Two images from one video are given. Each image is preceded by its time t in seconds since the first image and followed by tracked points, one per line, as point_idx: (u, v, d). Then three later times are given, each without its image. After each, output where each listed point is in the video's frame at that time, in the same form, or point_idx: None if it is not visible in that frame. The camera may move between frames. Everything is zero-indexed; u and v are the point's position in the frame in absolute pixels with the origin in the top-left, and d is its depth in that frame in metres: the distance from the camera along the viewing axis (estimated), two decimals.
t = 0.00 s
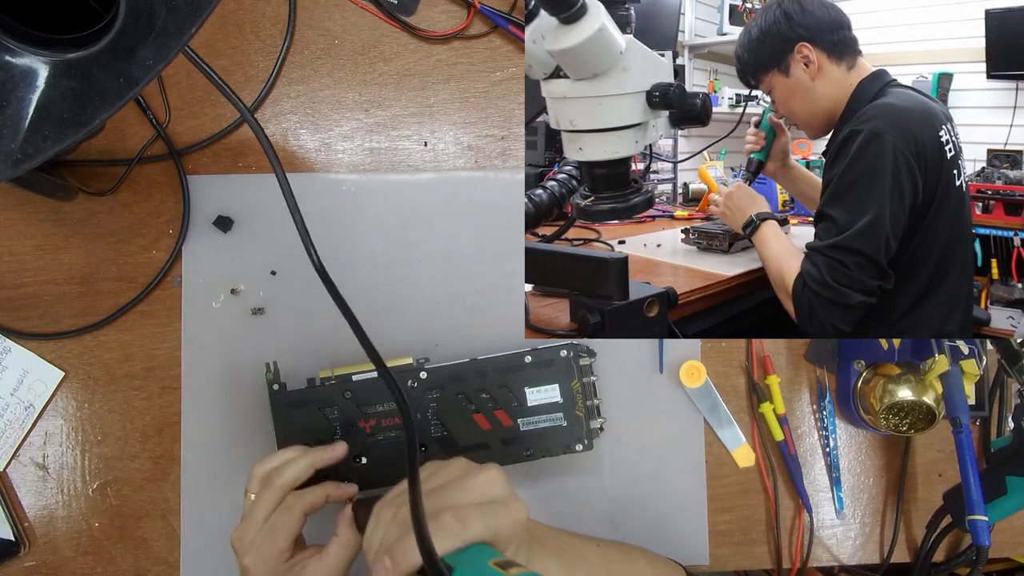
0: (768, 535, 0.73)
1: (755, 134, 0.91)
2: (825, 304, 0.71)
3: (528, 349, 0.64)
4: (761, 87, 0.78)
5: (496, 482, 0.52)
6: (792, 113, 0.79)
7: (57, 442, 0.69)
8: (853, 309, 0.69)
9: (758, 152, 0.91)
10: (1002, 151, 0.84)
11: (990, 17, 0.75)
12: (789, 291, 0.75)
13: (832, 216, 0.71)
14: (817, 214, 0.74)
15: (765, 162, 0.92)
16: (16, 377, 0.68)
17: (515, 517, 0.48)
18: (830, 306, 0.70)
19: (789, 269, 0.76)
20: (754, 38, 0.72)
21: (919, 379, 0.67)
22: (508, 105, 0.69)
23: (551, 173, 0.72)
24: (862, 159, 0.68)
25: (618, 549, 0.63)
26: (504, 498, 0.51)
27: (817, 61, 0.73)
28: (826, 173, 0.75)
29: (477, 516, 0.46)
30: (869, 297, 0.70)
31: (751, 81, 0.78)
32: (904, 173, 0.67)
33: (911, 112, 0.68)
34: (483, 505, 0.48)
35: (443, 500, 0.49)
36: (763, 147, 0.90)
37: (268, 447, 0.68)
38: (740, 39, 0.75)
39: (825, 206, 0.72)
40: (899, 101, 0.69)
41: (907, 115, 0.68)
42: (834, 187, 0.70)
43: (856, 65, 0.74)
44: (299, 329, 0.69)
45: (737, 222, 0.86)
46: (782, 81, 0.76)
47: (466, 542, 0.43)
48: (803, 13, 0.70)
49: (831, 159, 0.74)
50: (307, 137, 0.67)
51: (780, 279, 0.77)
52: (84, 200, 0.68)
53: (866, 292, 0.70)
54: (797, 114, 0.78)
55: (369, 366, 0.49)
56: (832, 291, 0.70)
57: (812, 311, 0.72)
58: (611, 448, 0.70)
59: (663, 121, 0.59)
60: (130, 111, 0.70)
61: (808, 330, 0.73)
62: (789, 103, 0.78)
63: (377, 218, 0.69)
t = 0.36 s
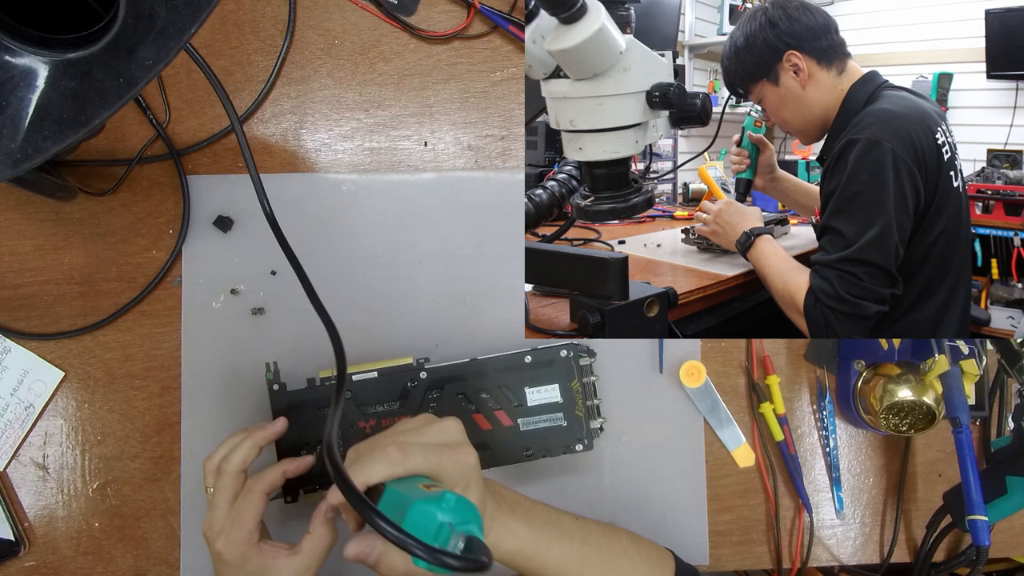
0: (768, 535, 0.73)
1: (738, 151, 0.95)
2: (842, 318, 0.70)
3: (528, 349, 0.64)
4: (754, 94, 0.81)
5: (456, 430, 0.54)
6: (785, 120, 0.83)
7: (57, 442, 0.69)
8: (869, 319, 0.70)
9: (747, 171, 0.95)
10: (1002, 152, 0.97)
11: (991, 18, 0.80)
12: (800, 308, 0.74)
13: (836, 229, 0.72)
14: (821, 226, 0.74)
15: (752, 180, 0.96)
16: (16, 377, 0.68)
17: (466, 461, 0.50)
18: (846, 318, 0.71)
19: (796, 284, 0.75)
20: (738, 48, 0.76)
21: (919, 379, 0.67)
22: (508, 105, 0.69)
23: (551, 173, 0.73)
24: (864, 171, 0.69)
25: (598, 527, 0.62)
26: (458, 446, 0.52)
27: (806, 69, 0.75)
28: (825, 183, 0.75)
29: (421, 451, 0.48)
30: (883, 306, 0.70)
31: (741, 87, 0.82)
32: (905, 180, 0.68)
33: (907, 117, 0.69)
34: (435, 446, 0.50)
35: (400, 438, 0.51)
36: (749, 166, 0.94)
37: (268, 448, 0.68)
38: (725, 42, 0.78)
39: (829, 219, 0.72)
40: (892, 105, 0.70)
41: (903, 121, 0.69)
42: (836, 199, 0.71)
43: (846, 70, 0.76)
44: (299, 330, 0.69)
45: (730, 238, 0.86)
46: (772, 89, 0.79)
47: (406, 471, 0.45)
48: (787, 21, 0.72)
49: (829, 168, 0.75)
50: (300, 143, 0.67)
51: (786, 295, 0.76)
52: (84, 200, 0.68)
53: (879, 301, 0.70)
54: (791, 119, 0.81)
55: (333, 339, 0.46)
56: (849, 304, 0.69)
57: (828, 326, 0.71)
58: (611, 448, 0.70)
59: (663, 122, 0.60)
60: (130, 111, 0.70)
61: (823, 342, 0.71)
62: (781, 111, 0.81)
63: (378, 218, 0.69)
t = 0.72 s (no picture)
0: (768, 535, 0.73)
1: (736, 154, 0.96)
2: (839, 323, 0.70)
3: (528, 349, 0.64)
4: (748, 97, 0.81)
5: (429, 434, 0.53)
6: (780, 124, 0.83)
7: (57, 442, 0.69)
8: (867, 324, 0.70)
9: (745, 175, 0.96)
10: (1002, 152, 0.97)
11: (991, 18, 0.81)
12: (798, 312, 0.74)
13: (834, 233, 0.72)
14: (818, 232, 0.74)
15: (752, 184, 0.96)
16: (16, 377, 0.68)
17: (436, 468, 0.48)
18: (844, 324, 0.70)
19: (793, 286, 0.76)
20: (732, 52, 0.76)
21: (919, 379, 0.67)
22: (508, 105, 0.69)
23: (551, 173, 0.73)
24: (861, 176, 0.69)
25: (593, 522, 0.61)
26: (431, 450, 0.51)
27: (801, 72, 0.75)
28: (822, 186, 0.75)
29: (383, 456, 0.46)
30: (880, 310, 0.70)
31: (738, 92, 0.81)
32: (903, 184, 0.68)
33: (903, 119, 0.69)
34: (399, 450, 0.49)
35: (367, 444, 0.50)
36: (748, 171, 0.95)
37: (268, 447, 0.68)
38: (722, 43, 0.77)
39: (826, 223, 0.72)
40: (888, 108, 0.70)
41: (900, 124, 0.69)
42: (833, 205, 0.71)
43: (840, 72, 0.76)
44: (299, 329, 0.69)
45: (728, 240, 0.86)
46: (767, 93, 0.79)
47: (367, 479, 0.44)
48: (780, 24, 0.72)
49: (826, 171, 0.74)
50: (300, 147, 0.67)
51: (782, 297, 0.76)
52: (84, 200, 0.68)
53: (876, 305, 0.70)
54: (787, 123, 0.81)
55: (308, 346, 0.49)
56: (845, 308, 0.69)
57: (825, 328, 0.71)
58: (611, 448, 0.70)
59: (663, 121, 0.60)
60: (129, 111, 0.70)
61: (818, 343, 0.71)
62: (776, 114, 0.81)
63: (377, 218, 0.69)
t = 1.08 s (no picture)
0: (769, 535, 0.73)
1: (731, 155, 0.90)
2: (774, 284, 0.70)
3: (528, 349, 0.64)
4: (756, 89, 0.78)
5: (385, 430, 0.52)
6: (785, 118, 0.80)
7: (57, 442, 0.69)
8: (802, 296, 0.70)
9: (741, 177, 0.90)
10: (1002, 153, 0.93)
11: (991, 17, 0.80)
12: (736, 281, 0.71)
13: (806, 202, 0.71)
14: (795, 198, 0.74)
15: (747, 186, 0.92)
16: (16, 377, 0.68)
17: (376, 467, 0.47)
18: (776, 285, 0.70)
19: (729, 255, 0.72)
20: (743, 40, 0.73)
21: (919, 379, 0.68)
22: (508, 105, 0.69)
23: (551, 173, 0.74)
24: (856, 156, 0.68)
25: (582, 512, 0.61)
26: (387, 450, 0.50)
27: (812, 65, 0.73)
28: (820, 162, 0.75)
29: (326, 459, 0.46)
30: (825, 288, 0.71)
31: (743, 83, 0.78)
32: (897, 176, 0.68)
33: (916, 117, 0.69)
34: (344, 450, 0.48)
35: (319, 445, 0.50)
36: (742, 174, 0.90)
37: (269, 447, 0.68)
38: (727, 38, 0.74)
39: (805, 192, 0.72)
40: (908, 104, 0.70)
41: (913, 120, 0.69)
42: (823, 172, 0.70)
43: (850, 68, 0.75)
44: (299, 329, 0.69)
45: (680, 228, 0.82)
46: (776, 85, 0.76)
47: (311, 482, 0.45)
48: (795, 14, 0.70)
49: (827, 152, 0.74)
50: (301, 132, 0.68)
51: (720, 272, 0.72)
52: (84, 200, 0.68)
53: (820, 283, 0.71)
54: (791, 117, 0.79)
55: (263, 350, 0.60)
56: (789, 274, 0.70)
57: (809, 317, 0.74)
58: (611, 447, 0.70)
59: (662, 121, 0.60)
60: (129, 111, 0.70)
61: (755, 312, 0.70)
62: (781, 109, 0.79)
63: (377, 218, 0.69)
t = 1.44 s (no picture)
0: (769, 535, 0.73)
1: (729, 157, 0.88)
2: (753, 258, 0.70)
3: (528, 349, 0.64)
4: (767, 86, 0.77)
5: (382, 431, 0.51)
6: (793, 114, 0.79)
7: (57, 442, 0.69)
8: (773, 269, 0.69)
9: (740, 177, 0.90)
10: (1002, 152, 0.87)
11: (991, 18, 0.76)
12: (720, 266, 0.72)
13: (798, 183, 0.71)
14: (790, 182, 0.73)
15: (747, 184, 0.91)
16: (16, 377, 0.68)
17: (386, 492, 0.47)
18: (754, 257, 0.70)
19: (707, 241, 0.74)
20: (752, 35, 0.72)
21: (919, 379, 0.68)
22: (508, 105, 0.69)
23: (551, 173, 0.73)
24: (854, 143, 0.68)
25: (582, 521, 0.61)
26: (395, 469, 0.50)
27: (820, 61, 0.72)
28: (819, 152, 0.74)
29: (321, 458, 0.46)
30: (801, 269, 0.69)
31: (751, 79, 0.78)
32: (892, 168, 0.68)
33: (923, 117, 0.69)
34: (339, 449, 0.48)
35: (315, 443, 0.50)
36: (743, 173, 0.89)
37: (269, 446, 0.68)
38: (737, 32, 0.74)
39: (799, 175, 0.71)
40: (915, 105, 0.69)
41: (918, 119, 0.68)
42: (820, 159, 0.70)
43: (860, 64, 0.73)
44: (299, 329, 0.69)
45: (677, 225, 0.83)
46: (782, 80, 0.75)
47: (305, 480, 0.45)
48: (803, 10, 0.70)
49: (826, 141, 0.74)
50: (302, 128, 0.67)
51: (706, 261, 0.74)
52: (84, 200, 0.68)
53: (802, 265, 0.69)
54: (799, 114, 0.78)
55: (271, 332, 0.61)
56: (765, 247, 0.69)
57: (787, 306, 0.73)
58: (611, 447, 0.70)
59: (662, 121, 0.60)
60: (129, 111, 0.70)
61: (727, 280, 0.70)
62: (789, 106, 0.78)
63: (377, 218, 0.69)
